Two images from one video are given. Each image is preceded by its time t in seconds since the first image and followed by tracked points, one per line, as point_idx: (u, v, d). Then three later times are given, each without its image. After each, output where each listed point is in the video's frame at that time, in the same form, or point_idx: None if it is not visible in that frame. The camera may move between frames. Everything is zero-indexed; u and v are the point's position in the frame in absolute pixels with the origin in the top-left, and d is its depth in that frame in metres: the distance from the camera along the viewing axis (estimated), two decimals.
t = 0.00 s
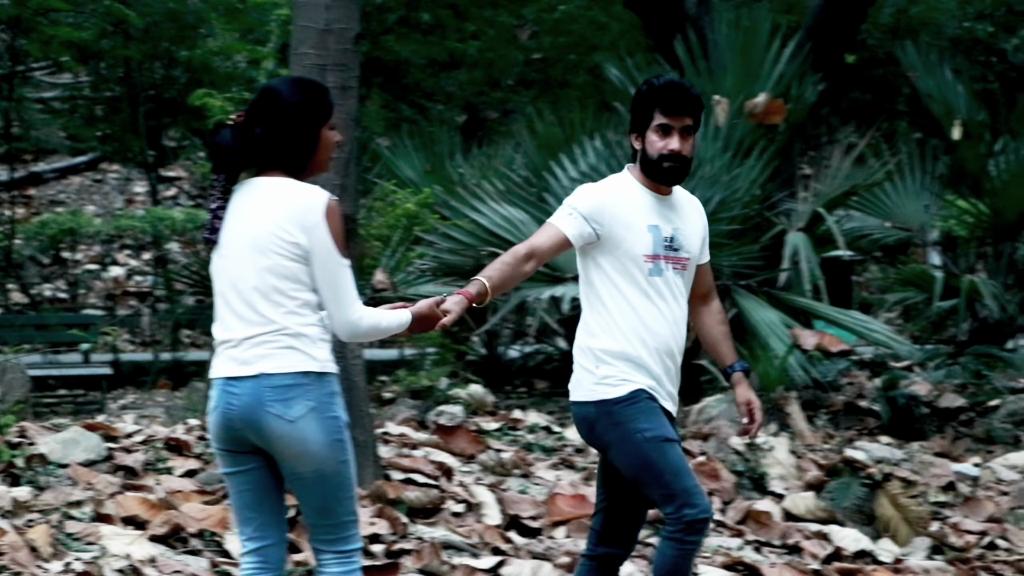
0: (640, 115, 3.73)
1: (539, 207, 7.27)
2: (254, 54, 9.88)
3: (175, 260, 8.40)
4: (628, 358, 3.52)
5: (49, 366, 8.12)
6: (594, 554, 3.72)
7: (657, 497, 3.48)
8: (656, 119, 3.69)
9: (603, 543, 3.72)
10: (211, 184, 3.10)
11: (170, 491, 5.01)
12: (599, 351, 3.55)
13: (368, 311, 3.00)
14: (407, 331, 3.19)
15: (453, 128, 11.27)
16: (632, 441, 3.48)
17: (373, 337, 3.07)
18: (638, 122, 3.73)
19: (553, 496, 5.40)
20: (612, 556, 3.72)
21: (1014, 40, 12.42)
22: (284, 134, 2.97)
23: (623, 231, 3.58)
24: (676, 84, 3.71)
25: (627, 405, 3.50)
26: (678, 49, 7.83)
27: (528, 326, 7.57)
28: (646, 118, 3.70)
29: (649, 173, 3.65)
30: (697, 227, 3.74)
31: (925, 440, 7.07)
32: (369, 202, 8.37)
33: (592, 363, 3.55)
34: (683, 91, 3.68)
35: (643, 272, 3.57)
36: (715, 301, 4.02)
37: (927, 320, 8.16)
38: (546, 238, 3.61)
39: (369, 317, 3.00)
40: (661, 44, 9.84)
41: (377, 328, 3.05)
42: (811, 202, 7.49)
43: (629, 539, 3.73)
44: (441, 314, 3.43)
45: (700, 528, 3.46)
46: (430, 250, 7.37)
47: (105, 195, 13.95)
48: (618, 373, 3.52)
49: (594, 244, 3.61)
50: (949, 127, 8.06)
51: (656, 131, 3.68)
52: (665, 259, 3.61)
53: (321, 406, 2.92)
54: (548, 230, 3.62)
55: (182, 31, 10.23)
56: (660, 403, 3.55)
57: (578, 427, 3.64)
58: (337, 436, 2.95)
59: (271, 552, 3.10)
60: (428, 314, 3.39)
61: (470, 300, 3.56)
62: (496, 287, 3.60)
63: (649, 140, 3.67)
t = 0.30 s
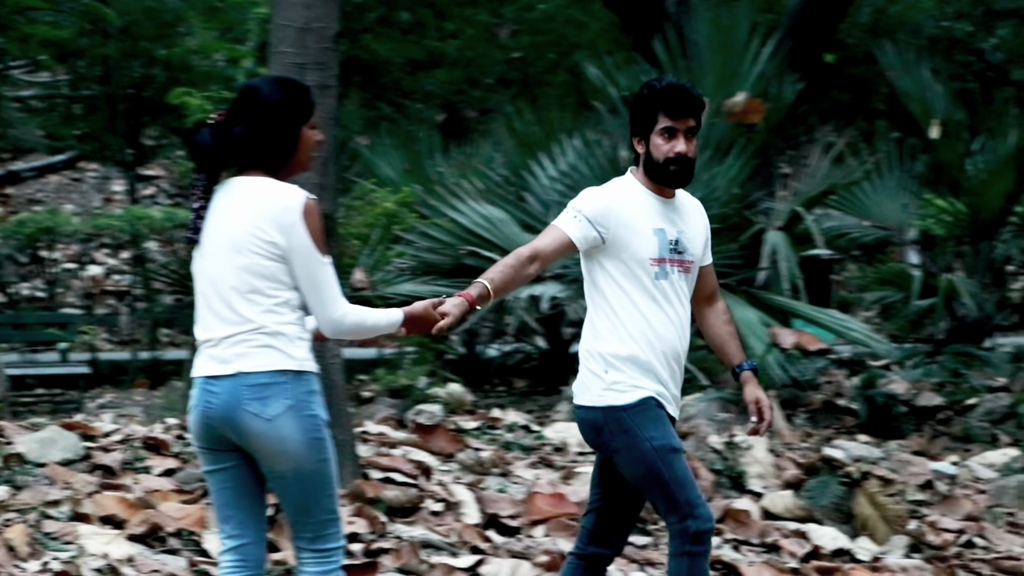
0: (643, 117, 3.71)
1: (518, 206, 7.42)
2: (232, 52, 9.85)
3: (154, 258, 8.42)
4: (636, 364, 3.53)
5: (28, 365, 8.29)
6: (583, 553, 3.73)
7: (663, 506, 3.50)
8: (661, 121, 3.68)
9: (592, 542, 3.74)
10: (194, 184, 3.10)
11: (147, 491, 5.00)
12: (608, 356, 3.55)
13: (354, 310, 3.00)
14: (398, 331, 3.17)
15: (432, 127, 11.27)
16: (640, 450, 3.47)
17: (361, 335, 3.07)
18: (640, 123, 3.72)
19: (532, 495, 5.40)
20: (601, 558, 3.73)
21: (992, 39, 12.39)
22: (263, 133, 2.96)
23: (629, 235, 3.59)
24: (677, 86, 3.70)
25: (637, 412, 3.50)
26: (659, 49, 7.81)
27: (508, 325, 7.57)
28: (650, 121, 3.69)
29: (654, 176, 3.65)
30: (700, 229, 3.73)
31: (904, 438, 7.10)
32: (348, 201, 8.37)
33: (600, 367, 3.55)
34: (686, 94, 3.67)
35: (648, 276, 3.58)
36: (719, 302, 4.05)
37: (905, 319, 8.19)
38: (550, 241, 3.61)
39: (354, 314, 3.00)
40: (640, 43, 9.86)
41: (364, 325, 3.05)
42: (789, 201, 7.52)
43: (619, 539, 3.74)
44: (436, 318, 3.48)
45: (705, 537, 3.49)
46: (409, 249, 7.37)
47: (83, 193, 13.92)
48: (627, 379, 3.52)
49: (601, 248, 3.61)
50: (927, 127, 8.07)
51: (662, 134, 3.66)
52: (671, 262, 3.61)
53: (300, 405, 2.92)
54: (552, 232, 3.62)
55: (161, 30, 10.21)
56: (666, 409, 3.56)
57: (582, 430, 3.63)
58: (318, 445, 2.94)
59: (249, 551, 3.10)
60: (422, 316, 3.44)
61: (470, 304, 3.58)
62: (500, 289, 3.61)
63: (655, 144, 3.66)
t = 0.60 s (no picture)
0: (643, 120, 3.58)
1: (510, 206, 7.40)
2: (223, 51, 9.84)
3: (143, 259, 8.22)
4: (645, 368, 3.40)
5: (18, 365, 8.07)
6: (580, 553, 3.62)
7: (667, 514, 3.39)
8: (665, 123, 3.55)
9: (590, 543, 3.62)
10: (187, 183, 3.10)
11: (138, 491, 4.99)
12: (615, 358, 3.41)
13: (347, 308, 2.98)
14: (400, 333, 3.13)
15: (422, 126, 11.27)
16: (646, 455, 3.35)
17: (359, 333, 3.05)
18: (642, 125, 3.59)
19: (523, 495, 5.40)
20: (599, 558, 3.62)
21: (982, 40, 12.35)
22: (254, 132, 2.95)
23: (633, 237, 3.46)
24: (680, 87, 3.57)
25: (646, 417, 3.37)
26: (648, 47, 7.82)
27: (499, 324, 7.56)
28: (653, 124, 3.56)
29: (656, 177, 3.53)
30: (703, 231, 3.62)
31: (894, 439, 7.08)
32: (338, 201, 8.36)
33: (607, 371, 3.42)
34: (688, 95, 3.54)
35: (654, 278, 3.45)
36: (725, 303, 3.92)
37: (896, 318, 8.20)
38: (554, 243, 3.48)
39: (348, 312, 2.99)
40: (631, 42, 9.85)
41: (360, 325, 3.03)
42: (781, 202, 7.53)
43: (616, 540, 3.63)
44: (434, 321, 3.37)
45: (706, 548, 3.40)
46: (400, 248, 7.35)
47: (73, 193, 13.91)
48: (635, 384, 3.39)
49: (605, 249, 3.48)
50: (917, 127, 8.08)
51: (667, 136, 3.53)
52: (676, 265, 3.48)
53: (291, 405, 2.91)
54: (556, 235, 3.49)
55: (150, 29, 10.18)
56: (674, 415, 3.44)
57: (586, 432, 3.50)
58: (312, 442, 2.94)
59: (241, 550, 3.08)
60: (420, 317, 3.34)
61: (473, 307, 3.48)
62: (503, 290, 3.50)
63: (658, 147, 3.53)
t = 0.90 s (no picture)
0: (654, 126, 3.53)
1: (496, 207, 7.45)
2: (207, 51, 9.83)
3: (128, 258, 8.07)
4: (666, 375, 3.34)
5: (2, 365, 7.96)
6: (587, 554, 3.61)
7: (684, 523, 3.35)
8: (678, 128, 3.50)
9: (597, 544, 3.60)
10: (178, 187, 3.10)
11: (123, 491, 4.98)
12: (636, 365, 3.35)
13: (342, 307, 2.99)
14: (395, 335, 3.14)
15: (407, 126, 11.28)
16: (664, 464, 3.31)
17: (355, 335, 3.06)
18: (654, 131, 3.53)
19: (508, 495, 5.40)
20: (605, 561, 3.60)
21: (966, 39, 12.53)
22: (243, 133, 2.95)
23: (651, 243, 3.40)
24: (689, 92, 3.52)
25: (666, 426, 3.32)
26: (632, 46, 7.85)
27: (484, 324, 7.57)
28: (667, 130, 3.51)
29: (669, 182, 3.47)
30: (718, 238, 3.56)
31: (879, 438, 7.05)
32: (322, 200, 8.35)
33: (628, 377, 3.36)
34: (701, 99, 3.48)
35: (672, 285, 3.39)
36: (737, 307, 3.88)
37: (881, 318, 8.22)
38: (570, 249, 3.43)
39: (342, 312, 3.00)
40: (615, 42, 9.85)
41: (358, 326, 3.04)
42: (766, 201, 7.47)
43: (624, 543, 3.61)
44: (440, 326, 3.33)
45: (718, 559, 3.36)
46: (385, 247, 7.35)
47: (57, 193, 13.89)
48: (656, 392, 3.33)
49: (621, 256, 3.43)
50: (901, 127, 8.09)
51: (681, 141, 3.48)
52: (693, 271, 3.43)
53: (283, 406, 2.90)
54: (572, 243, 3.43)
55: (135, 28, 10.16)
56: (693, 422, 3.38)
57: (602, 438, 3.44)
58: (302, 449, 2.93)
59: (232, 550, 3.07)
60: (420, 323, 3.31)
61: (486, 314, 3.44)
62: (518, 296, 3.46)
63: (672, 151, 3.48)
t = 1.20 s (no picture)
0: (675, 127, 3.41)
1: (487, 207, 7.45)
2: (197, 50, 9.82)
3: (120, 258, 7.97)
4: (695, 377, 3.22)
5: None
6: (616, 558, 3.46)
7: (711, 525, 3.23)
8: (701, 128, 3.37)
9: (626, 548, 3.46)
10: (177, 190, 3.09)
11: (114, 491, 4.98)
12: (662, 368, 3.23)
13: (349, 301, 2.98)
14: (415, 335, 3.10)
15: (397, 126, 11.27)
16: (692, 468, 3.19)
17: (371, 332, 3.05)
18: (675, 131, 3.41)
19: (499, 494, 5.40)
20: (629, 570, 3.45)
21: (956, 40, 12.52)
22: (242, 136, 2.93)
23: (674, 245, 3.27)
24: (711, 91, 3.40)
25: (694, 427, 3.20)
26: (623, 47, 7.83)
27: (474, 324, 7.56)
28: (688, 130, 3.38)
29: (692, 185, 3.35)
30: (743, 239, 3.44)
31: (870, 438, 7.03)
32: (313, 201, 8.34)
33: (656, 381, 3.23)
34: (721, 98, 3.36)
35: (698, 287, 3.27)
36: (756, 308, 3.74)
37: (872, 318, 8.22)
38: (592, 254, 3.31)
39: (352, 309, 2.97)
40: (605, 42, 9.86)
41: (369, 322, 3.02)
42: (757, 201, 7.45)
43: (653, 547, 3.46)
44: (455, 330, 3.29)
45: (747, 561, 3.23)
46: (376, 247, 7.35)
47: (47, 192, 13.87)
48: (685, 394, 3.21)
49: (645, 260, 3.30)
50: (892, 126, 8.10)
51: (703, 141, 3.36)
52: (719, 273, 3.30)
53: (284, 408, 2.88)
54: (594, 248, 3.32)
55: (125, 28, 10.13)
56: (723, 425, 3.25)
57: (629, 443, 3.32)
58: (300, 451, 2.91)
59: (232, 551, 3.05)
60: (436, 325, 3.26)
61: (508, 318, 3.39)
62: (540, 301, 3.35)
63: (695, 152, 3.36)
